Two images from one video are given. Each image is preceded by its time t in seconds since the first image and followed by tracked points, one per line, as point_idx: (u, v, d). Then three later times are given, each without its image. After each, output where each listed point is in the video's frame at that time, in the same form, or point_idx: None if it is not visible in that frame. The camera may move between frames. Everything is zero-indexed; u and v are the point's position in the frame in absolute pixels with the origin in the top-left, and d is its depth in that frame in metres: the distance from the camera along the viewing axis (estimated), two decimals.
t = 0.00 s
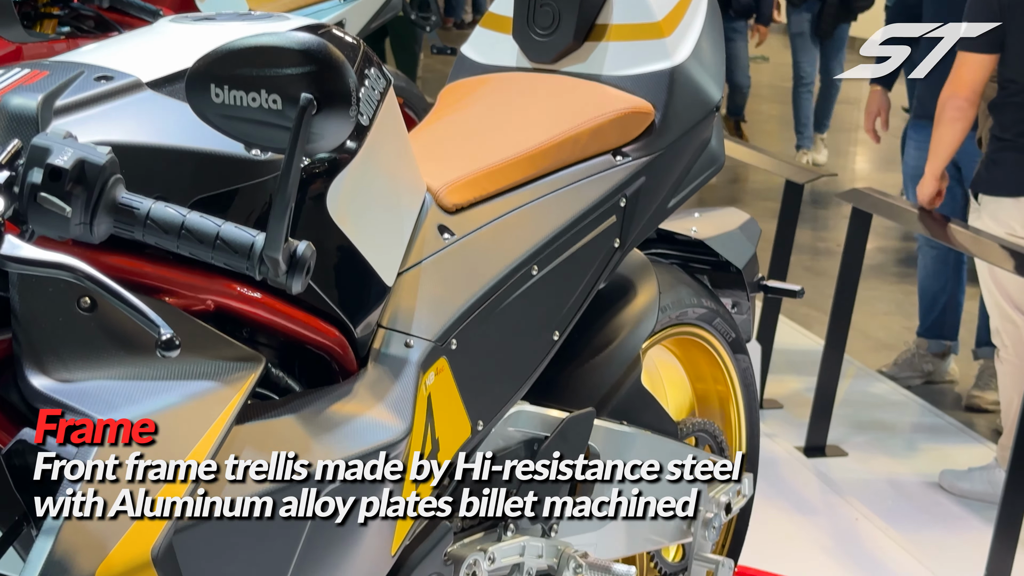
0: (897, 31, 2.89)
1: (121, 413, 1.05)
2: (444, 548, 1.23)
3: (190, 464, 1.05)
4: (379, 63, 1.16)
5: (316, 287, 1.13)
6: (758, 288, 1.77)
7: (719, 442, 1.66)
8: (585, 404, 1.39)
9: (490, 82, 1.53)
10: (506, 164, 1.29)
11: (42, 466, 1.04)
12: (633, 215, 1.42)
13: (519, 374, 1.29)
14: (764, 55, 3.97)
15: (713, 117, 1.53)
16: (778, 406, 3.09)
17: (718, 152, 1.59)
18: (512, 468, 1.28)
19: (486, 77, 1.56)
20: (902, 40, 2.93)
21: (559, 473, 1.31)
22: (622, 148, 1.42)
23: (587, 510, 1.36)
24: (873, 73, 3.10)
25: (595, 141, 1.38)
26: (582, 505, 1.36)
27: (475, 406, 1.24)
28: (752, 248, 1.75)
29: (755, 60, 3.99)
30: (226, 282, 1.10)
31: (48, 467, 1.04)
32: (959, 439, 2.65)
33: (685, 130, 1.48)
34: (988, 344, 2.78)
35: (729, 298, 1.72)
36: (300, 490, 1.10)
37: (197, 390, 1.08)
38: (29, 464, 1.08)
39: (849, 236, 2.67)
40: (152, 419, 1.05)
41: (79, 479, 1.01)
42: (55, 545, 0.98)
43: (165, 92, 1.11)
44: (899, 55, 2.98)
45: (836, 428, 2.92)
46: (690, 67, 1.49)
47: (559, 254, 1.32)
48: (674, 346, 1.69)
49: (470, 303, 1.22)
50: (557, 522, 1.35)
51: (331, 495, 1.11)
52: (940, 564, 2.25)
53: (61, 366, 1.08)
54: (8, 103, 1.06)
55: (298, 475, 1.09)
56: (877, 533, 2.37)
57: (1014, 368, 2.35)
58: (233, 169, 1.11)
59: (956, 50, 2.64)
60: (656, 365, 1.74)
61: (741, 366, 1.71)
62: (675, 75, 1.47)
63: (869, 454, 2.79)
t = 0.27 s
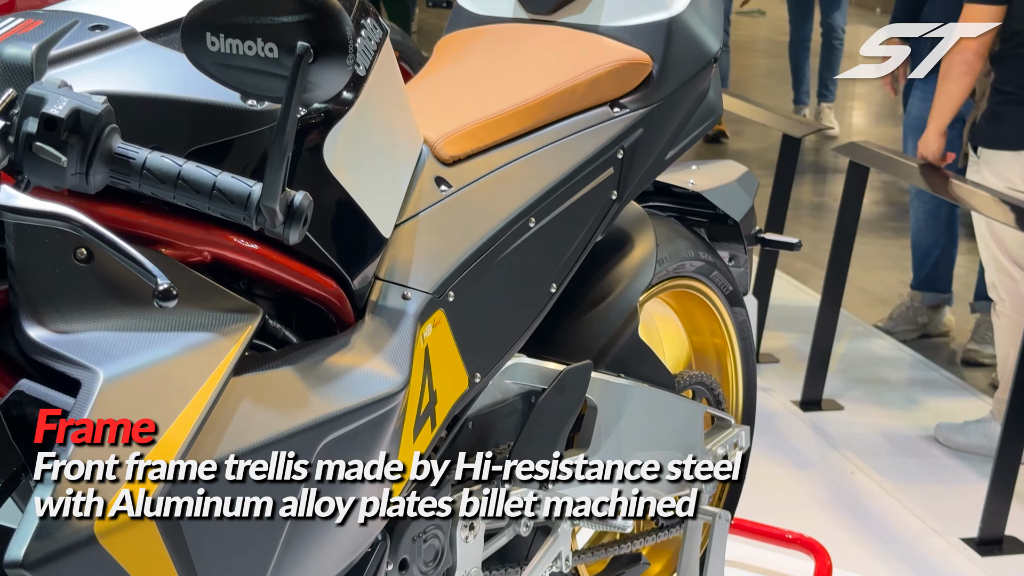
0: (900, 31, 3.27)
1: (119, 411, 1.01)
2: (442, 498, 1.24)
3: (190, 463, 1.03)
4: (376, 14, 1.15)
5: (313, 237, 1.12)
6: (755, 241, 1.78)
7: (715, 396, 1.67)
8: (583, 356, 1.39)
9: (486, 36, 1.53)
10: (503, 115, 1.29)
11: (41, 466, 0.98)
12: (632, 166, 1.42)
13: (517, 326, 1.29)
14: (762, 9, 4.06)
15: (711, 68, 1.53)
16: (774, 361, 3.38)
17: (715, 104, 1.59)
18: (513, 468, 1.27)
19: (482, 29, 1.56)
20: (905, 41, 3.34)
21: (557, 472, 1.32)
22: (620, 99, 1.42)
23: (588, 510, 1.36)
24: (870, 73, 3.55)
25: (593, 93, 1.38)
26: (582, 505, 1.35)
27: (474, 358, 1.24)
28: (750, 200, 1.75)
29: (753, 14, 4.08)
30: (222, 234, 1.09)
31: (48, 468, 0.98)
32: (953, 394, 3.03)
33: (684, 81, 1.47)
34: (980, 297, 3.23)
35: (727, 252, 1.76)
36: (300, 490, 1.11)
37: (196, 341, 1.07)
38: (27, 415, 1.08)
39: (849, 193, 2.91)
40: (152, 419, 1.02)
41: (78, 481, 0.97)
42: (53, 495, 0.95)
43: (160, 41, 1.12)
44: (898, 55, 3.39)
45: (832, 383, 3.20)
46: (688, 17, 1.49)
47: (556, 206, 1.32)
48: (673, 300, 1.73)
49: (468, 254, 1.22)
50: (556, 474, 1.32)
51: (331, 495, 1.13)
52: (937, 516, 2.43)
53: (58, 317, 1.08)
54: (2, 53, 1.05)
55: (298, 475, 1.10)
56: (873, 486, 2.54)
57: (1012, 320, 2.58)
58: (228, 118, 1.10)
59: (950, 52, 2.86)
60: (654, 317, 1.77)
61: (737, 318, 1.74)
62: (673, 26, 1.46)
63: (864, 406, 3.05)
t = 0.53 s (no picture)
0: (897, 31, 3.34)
1: (115, 413, 0.98)
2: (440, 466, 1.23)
3: (190, 463, 1.03)
4: None
5: (310, 204, 1.12)
6: (752, 209, 1.79)
7: (712, 363, 1.67)
8: (581, 323, 1.40)
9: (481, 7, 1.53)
10: (500, 83, 1.29)
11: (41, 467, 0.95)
12: (629, 133, 1.43)
13: (514, 293, 1.29)
14: None
15: (709, 34, 1.52)
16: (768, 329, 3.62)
17: (713, 71, 1.58)
18: (512, 467, 1.27)
19: None
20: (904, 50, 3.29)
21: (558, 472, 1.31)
22: (617, 67, 1.42)
23: (587, 510, 1.37)
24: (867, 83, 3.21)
25: (590, 60, 1.38)
26: (583, 504, 1.36)
27: (471, 325, 1.24)
28: (747, 166, 1.77)
29: None
30: (220, 201, 1.09)
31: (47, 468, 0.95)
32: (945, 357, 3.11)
33: (682, 47, 1.47)
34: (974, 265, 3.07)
35: (724, 218, 1.76)
36: (300, 490, 1.12)
37: (194, 308, 1.08)
38: (25, 381, 1.08)
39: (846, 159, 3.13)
40: (150, 418, 1.00)
41: (78, 481, 0.95)
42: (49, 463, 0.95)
43: (156, 7, 1.11)
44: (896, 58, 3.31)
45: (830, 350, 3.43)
46: None
47: (553, 174, 1.32)
48: (669, 266, 1.73)
49: (465, 223, 1.22)
50: (552, 441, 1.33)
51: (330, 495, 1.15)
52: (935, 483, 2.59)
53: (55, 283, 1.08)
54: None
55: (298, 475, 1.11)
56: (866, 452, 2.76)
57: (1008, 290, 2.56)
58: (224, 85, 1.10)
59: (949, 51, 3.06)
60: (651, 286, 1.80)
61: (735, 287, 1.76)
62: None
63: (859, 373, 3.29)
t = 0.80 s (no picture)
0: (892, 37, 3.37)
1: (114, 398, 0.98)
2: (437, 440, 1.23)
3: (190, 463, 1.05)
4: None
5: (307, 177, 1.12)
6: (748, 183, 1.80)
7: (708, 337, 1.66)
8: (578, 297, 1.40)
9: None
10: (497, 56, 1.29)
11: (41, 467, 0.92)
12: (626, 107, 1.43)
13: (512, 266, 1.30)
14: None
15: (706, 8, 1.52)
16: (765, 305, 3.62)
17: (710, 45, 1.58)
18: (512, 467, 1.28)
19: None
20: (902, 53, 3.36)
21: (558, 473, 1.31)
22: (614, 40, 1.42)
23: (587, 509, 1.44)
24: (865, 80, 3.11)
25: (587, 33, 1.38)
26: (582, 505, 1.43)
27: (468, 299, 1.25)
28: (743, 142, 1.75)
29: None
30: (217, 174, 1.09)
31: (47, 468, 0.93)
32: (944, 334, 3.14)
33: (679, 20, 1.46)
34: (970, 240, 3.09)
35: (721, 193, 1.77)
36: (300, 490, 1.13)
37: (191, 281, 1.08)
38: (22, 354, 1.08)
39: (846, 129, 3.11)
40: (151, 418, 0.99)
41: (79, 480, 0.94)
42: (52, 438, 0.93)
43: None
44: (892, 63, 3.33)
45: (826, 326, 3.39)
46: None
47: (550, 148, 1.33)
48: (666, 241, 1.76)
49: (461, 197, 1.22)
50: (548, 415, 1.34)
51: (330, 496, 1.16)
52: (931, 458, 2.63)
53: (51, 256, 1.08)
54: None
55: (298, 475, 1.12)
56: (863, 428, 2.78)
57: (1003, 267, 2.62)
58: (220, 57, 1.09)
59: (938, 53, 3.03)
60: (647, 260, 1.81)
61: (731, 261, 1.78)
62: None
63: (853, 347, 3.28)
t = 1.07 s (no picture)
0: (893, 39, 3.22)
1: (114, 385, 0.99)
2: (435, 419, 1.23)
3: (190, 463, 1.05)
4: None
5: (304, 155, 1.12)
6: (746, 162, 1.79)
7: (705, 318, 1.66)
8: (576, 276, 1.40)
9: None
10: (494, 35, 1.30)
11: (41, 467, 0.92)
12: (624, 86, 1.43)
13: (510, 244, 1.30)
14: None
15: None
16: (762, 285, 3.64)
17: (708, 23, 1.58)
18: (512, 467, 1.31)
19: None
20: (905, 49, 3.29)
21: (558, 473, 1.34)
22: (612, 19, 1.42)
23: (587, 510, 1.44)
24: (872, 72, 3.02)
25: (584, 12, 1.38)
26: (582, 505, 1.43)
27: (466, 278, 1.25)
28: (741, 121, 1.77)
29: None
30: (214, 152, 1.09)
31: (47, 468, 0.93)
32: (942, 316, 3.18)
33: None
34: (966, 222, 3.12)
35: (718, 172, 1.76)
36: (299, 490, 1.14)
37: (190, 259, 1.08)
38: (20, 332, 1.08)
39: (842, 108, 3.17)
40: (149, 418, 1.00)
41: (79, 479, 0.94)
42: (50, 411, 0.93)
43: None
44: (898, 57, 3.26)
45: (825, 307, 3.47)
46: None
47: (548, 126, 1.33)
48: (662, 221, 1.77)
49: (460, 175, 1.22)
50: (546, 394, 1.34)
51: (330, 496, 1.17)
52: (928, 438, 2.64)
53: (49, 235, 1.08)
54: None
55: (298, 475, 1.13)
56: (860, 409, 2.78)
57: (1000, 247, 2.67)
58: (217, 33, 1.09)
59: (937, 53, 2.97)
60: (645, 239, 1.82)
61: (729, 241, 1.79)
62: None
63: (852, 329, 3.31)
